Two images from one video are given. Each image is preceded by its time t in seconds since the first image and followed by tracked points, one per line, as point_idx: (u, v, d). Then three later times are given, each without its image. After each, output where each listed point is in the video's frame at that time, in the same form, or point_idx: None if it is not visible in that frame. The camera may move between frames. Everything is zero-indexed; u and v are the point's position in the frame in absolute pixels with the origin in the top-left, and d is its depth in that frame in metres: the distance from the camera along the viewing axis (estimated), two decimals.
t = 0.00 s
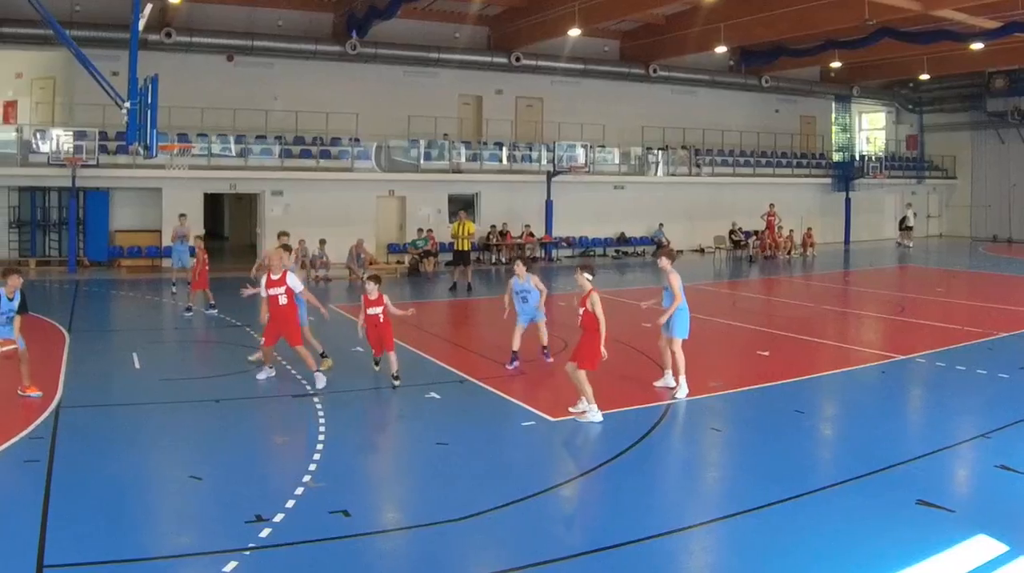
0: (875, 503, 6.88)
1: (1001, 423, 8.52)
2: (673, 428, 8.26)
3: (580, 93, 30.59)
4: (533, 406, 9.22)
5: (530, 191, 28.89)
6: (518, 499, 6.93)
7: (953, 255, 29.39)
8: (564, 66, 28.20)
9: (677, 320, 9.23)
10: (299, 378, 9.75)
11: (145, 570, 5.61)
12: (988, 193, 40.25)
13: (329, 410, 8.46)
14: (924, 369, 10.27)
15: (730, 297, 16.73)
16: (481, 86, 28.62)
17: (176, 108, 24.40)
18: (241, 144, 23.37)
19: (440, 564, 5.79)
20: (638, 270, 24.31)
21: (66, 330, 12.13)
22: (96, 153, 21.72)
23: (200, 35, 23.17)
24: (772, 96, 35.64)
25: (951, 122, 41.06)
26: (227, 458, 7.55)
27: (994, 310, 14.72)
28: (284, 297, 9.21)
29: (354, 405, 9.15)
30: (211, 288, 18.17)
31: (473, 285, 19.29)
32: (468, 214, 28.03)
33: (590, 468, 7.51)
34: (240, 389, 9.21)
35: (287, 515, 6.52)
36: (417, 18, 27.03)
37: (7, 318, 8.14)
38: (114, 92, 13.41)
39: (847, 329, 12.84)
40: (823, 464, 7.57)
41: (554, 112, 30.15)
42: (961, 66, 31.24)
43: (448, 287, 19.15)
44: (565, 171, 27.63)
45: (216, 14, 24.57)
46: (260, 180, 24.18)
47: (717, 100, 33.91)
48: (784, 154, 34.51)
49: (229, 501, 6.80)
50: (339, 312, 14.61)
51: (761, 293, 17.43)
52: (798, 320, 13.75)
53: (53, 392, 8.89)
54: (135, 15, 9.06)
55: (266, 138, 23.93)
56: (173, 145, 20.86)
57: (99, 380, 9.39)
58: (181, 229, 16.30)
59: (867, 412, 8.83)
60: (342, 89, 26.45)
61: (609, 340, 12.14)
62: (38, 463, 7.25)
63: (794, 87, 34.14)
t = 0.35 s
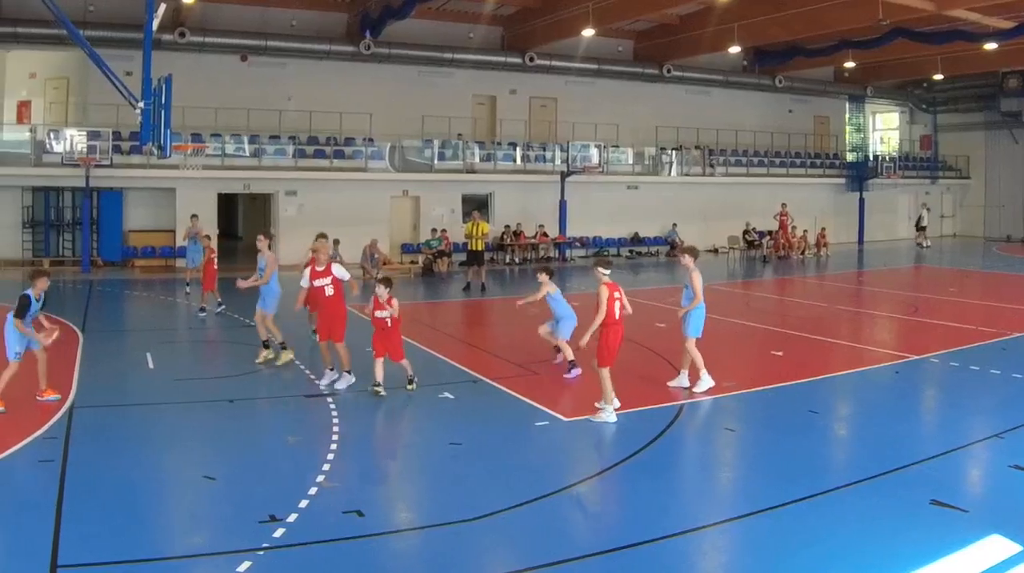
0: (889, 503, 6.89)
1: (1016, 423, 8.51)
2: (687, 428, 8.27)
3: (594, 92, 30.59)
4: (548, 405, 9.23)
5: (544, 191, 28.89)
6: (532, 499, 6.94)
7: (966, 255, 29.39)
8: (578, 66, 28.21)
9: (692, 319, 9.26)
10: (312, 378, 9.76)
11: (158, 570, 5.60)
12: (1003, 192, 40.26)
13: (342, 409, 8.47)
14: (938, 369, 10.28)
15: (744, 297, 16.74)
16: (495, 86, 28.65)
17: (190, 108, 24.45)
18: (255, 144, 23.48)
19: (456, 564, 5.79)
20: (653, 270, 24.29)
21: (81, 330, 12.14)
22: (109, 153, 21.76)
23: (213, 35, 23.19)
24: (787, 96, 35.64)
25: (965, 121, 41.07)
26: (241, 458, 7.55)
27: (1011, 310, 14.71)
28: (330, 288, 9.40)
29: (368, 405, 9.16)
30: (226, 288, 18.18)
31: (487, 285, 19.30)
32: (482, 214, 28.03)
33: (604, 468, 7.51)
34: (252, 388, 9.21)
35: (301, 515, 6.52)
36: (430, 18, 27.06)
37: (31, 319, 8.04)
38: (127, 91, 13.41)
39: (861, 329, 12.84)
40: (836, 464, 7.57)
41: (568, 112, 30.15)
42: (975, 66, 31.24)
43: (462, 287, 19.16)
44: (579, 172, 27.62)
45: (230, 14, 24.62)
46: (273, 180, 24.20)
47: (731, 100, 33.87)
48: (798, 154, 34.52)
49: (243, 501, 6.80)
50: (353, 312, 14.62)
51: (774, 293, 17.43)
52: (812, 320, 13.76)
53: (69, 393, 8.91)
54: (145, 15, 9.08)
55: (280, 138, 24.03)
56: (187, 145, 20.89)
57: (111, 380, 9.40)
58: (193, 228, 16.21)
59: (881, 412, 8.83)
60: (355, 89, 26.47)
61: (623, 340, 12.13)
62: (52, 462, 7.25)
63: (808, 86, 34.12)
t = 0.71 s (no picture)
0: (901, 503, 6.88)
1: None
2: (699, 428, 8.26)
3: (607, 92, 30.60)
4: (562, 406, 9.24)
5: (557, 191, 28.88)
6: (545, 499, 6.94)
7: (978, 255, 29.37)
8: (590, 66, 28.23)
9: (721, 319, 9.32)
10: (325, 378, 9.77)
11: (171, 569, 5.60)
12: (1017, 192, 40.19)
13: (354, 409, 8.47)
14: (951, 369, 10.28)
15: (756, 296, 16.76)
16: (507, 86, 28.69)
17: (202, 107, 24.52)
18: (267, 144, 23.51)
19: (468, 565, 5.78)
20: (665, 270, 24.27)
21: (94, 329, 12.15)
22: (121, 153, 21.78)
23: (226, 35, 23.22)
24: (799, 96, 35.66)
25: (979, 121, 41.03)
26: (253, 458, 7.55)
27: None
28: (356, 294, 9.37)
29: (379, 405, 9.17)
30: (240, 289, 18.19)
31: (499, 285, 19.32)
32: (494, 214, 28.05)
33: (616, 468, 7.51)
34: (264, 388, 9.21)
35: (314, 515, 6.51)
36: (442, 18, 27.12)
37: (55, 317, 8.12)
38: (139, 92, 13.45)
39: (875, 329, 12.83)
40: (849, 464, 7.57)
41: (580, 112, 30.16)
42: (988, 66, 31.21)
43: (474, 287, 19.17)
44: (591, 172, 27.55)
45: (243, 14, 24.70)
46: (285, 180, 24.23)
47: (744, 100, 33.83)
48: (810, 154, 34.51)
49: (254, 502, 6.79)
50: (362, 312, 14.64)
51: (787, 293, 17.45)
52: (824, 320, 13.76)
53: (81, 393, 8.91)
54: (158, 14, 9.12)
55: (293, 138, 24.06)
56: (200, 145, 20.90)
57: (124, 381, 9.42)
58: (205, 226, 16.22)
59: (893, 412, 8.84)
60: (367, 89, 26.51)
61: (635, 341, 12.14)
62: (66, 463, 7.26)
63: (820, 86, 34.11)
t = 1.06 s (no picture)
0: (913, 503, 6.87)
1: None
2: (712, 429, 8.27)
3: (619, 92, 30.60)
4: (574, 405, 9.27)
5: (570, 191, 28.89)
6: (558, 498, 6.94)
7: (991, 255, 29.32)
8: (602, 66, 28.25)
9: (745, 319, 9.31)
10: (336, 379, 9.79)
11: (184, 570, 5.58)
12: None
13: (366, 409, 8.48)
14: (964, 369, 10.28)
15: (768, 296, 16.79)
16: (520, 86, 28.72)
17: (215, 107, 24.62)
18: (280, 145, 23.44)
19: (482, 565, 5.77)
20: (677, 270, 24.26)
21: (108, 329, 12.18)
22: (134, 153, 21.80)
23: (238, 35, 23.30)
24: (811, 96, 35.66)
25: (992, 121, 40.98)
26: (264, 458, 7.56)
27: None
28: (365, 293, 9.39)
29: (390, 405, 9.20)
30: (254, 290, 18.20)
31: (511, 285, 19.36)
32: (507, 214, 28.06)
33: (628, 468, 7.51)
34: (275, 389, 9.22)
35: (327, 515, 6.50)
36: (454, 18, 27.18)
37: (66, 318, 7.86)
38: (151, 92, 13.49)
39: (887, 329, 12.83)
40: (861, 464, 7.57)
41: (592, 112, 30.17)
42: (1001, 66, 31.17)
43: (487, 287, 19.20)
44: (604, 172, 27.55)
45: (255, 14, 24.80)
46: (297, 180, 24.26)
47: (756, 100, 33.80)
48: (823, 155, 34.47)
49: (265, 502, 6.79)
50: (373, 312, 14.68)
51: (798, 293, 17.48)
52: (835, 320, 13.77)
53: (93, 394, 8.93)
54: (172, 15, 9.18)
55: (305, 138, 23.99)
56: (212, 145, 20.91)
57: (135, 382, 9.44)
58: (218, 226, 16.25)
59: (905, 412, 8.84)
60: (378, 89, 26.56)
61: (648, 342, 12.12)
62: (78, 463, 7.26)
63: (833, 86, 34.10)
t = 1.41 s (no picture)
0: (924, 502, 6.88)
1: None
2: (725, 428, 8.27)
3: (631, 92, 30.59)
4: (584, 406, 9.28)
5: (583, 191, 28.89)
6: (569, 499, 6.93)
7: (1004, 256, 29.31)
8: (615, 66, 28.27)
9: (778, 317, 9.36)
10: (348, 379, 9.81)
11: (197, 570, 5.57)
12: None
13: (377, 408, 8.49)
14: (978, 369, 10.29)
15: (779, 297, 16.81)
16: (532, 86, 28.73)
17: (227, 107, 24.67)
18: (292, 144, 23.45)
19: (493, 565, 5.77)
20: (689, 270, 24.26)
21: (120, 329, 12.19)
22: (146, 153, 21.81)
23: (251, 35, 23.37)
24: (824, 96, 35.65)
25: (1005, 120, 40.96)
26: (275, 458, 7.55)
27: None
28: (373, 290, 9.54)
29: (402, 405, 9.21)
30: (268, 291, 18.21)
31: (523, 285, 19.37)
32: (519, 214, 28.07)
33: (640, 468, 7.51)
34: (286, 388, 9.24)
35: (339, 515, 6.49)
36: (467, 18, 27.18)
37: (90, 322, 7.73)
38: (163, 92, 13.50)
39: (899, 330, 12.81)
40: (873, 465, 7.56)
41: (605, 112, 30.17)
42: (1013, 66, 31.15)
43: (499, 287, 19.21)
44: (616, 171, 27.56)
45: (268, 14, 24.84)
46: (309, 180, 24.29)
47: (769, 100, 33.78)
48: (835, 155, 34.43)
49: (276, 502, 6.78)
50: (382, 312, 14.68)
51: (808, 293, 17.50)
52: (846, 320, 13.76)
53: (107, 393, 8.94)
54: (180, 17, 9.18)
55: (318, 138, 24.05)
56: (225, 145, 20.93)
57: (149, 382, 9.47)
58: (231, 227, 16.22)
59: (918, 413, 8.84)
60: (390, 89, 26.58)
61: (660, 342, 12.12)
62: (91, 463, 7.26)
63: (845, 86, 34.11)
